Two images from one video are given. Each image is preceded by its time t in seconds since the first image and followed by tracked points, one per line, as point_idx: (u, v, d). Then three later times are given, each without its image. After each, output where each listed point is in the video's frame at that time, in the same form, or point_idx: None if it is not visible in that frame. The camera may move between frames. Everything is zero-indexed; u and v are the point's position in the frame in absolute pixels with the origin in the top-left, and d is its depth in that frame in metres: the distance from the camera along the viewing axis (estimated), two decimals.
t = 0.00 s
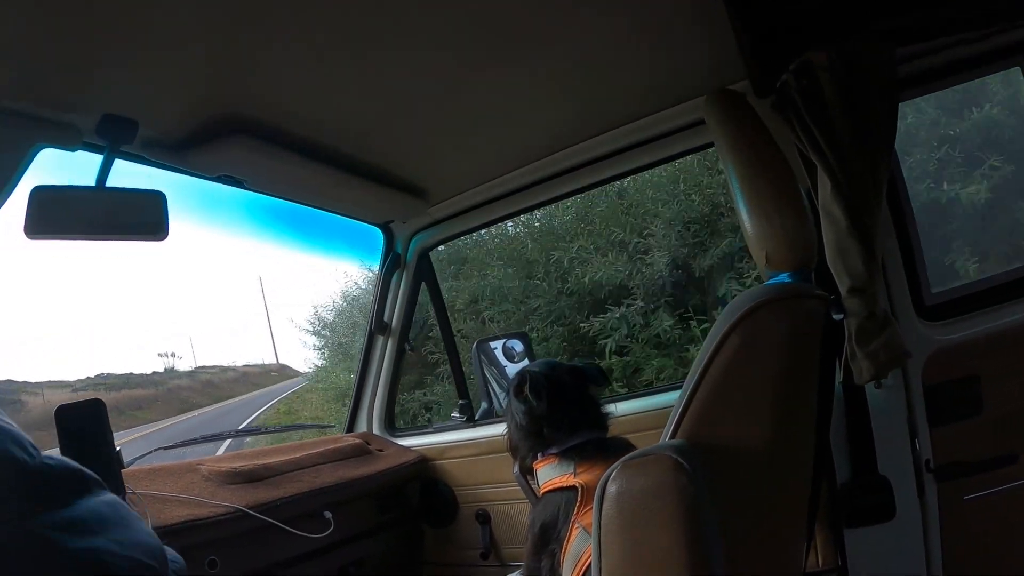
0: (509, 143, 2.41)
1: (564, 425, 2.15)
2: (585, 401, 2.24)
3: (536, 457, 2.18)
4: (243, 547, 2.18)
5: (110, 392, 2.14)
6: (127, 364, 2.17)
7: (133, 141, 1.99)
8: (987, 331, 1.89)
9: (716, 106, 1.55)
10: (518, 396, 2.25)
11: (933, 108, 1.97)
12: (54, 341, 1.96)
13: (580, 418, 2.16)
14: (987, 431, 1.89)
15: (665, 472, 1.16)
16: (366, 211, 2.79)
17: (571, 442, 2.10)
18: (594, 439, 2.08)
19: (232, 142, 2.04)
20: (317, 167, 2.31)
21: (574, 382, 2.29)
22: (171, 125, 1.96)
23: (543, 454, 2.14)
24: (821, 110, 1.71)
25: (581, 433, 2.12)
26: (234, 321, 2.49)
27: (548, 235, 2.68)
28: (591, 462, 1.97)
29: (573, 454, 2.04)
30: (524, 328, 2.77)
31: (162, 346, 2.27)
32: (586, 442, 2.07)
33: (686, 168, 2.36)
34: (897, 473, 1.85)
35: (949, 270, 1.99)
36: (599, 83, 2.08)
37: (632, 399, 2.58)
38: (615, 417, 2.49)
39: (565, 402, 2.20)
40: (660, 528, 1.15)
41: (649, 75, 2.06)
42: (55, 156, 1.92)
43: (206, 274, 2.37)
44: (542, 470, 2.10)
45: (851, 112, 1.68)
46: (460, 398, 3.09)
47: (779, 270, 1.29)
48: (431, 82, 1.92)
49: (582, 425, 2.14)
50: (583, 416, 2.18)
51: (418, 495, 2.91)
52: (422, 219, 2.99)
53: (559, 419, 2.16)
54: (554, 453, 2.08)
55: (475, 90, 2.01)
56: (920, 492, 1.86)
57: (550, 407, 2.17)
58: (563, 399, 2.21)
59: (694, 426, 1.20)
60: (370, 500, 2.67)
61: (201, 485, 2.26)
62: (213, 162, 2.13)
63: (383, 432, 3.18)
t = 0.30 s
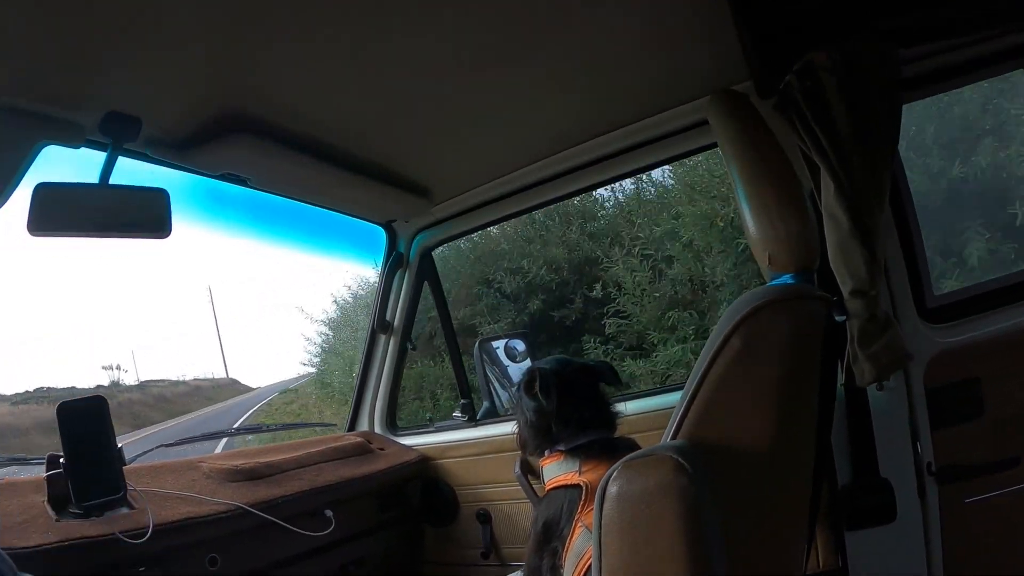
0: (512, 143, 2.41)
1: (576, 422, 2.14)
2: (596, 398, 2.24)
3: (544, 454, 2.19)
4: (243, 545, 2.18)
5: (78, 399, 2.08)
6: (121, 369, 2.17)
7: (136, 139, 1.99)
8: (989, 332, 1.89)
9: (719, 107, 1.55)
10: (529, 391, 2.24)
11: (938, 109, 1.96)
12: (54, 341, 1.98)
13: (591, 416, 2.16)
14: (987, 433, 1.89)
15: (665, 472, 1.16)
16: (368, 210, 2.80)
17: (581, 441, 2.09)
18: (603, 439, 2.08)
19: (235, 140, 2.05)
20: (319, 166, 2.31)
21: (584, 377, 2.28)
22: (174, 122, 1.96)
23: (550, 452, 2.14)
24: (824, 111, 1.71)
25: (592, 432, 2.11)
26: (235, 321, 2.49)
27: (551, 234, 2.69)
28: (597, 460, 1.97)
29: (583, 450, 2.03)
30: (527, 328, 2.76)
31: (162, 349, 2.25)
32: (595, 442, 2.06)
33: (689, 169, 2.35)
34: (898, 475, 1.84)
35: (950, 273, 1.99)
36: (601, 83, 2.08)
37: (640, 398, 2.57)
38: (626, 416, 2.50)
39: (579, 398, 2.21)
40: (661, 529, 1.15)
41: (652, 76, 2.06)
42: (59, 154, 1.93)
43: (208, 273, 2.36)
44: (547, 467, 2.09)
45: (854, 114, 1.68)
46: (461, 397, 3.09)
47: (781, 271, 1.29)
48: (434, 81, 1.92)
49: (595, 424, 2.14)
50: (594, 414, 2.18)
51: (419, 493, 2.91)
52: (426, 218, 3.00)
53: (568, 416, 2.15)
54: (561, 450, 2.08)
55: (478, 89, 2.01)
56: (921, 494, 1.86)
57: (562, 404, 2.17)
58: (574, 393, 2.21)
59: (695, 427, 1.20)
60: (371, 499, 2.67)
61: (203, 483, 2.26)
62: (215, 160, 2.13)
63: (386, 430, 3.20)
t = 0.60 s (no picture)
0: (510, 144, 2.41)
1: (562, 422, 2.14)
2: (583, 398, 2.24)
3: (533, 456, 2.19)
4: (245, 550, 2.17)
5: (51, 412, 2.02)
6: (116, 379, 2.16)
7: (133, 143, 1.99)
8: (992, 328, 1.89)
9: (717, 107, 1.54)
10: (514, 393, 2.30)
11: (933, 107, 1.97)
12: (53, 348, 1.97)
13: (576, 415, 2.16)
14: (988, 431, 1.89)
15: (667, 473, 1.16)
16: (367, 212, 2.79)
17: (566, 442, 2.09)
18: (593, 439, 2.07)
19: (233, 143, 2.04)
20: (317, 168, 2.30)
21: (571, 377, 2.28)
22: (172, 127, 1.96)
23: (538, 452, 2.15)
24: (822, 109, 1.71)
25: (580, 432, 2.11)
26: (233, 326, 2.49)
27: (550, 235, 2.69)
28: (587, 461, 1.97)
29: (572, 452, 2.03)
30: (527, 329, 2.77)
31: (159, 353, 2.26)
32: (582, 443, 2.06)
33: (688, 168, 2.35)
34: (898, 473, 1.84)
35: (950, 270, 1.99)
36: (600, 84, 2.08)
37: (631, 399, 2.59)
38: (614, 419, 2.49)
39: (563, 398, 2.21)
40: (663, 530, 1.15)
41: (650, 76, 2.06)
42: (56, 159, 1.94)
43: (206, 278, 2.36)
44: (536, 469, 2.09)
45: (852, 112, 1.68)
46: (461, 400, 3.08)
47: (780, 271, 1.29)
48: (432, 83, 1.92)
49: (578, 424, 2.14)
50: (579, 413, 2.17)
51: (420, 496, 2.90)
52: (424, 221, 2.99)
53: (556, 415, 2.16)
54: (549, 452, 2.08)
55: (476, 91, 2.01)
56: (921, 492, 1.86)
57: (547, 403, 2.19)
58: (563, 393, 2.22)
59: (695, 427, 1.20)
60: (372, 502, 2.67)
61: (204, 488, 2.26)
62: (213, 164, 2.13)
63: (386, 433, 3.19)
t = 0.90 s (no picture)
0: (516, 141, 2.41)
1: (569, 422, 2.17)
2: (586, 396, 2.25)
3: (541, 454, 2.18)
4: (256, 547, 2.19)
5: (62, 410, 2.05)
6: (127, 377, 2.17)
7: (142, 143, 2.00)
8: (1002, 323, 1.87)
9: (725, 100, 1.53)
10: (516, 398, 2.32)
11: (942, 100, 1.96)
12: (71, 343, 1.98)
13: (581, 415, 2.18)
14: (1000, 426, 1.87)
15: (676, 467, 1.15)
16: (374, 210, 2.80)
17: (575, 440, 2.10)
18: (597, 438, 2.07)
19: (240, 143, 2.05)
20: (325, 167, 2.31)
21: (577, 376, 2.30)
22: (181, 127, 1.97)
23: (548, 451, 2.14)
24: (830, 103, 1.70)
25: (583, 432, 2.13)
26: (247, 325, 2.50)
27: (557, 231, 2.69)
28: (595, 459, 1.97)
29: (581, 450, 2.03)
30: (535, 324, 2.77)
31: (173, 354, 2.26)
32: (588, 443, 2.05)
33: (695, 163, 2.34)
34: (909, 468, 1.84)
35: (959, 264, 1.97)
36: (605, 80, 2.08)
37: (636, 397, 2.61)
38: (621, 416, 2.51)
39: (572, 397, 2.23)
40: (672, 525, 1.15)
41: (654, 72, 2.06)
42: (64, 160, 1.97)
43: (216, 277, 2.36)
44: (545, 469, 2.09)
45: (859, 107, 1.67)
46: (471, 397, 3.08)
47: (789, 265, 1.28)
48: (437, 80, 1.92)
49: (580, 424, 2.16)
50: (584, 413, 2.19)
51: (429, 493, 2.90)
52: (432, 217, 2.99)
53: (562, 415, 2.18)
54: (557, 450, 2.08)
55: (481, 87, 2.01)
56: (932, 487, 1.85)
57: (557, 400, 2.21)
58: (567, 391, 2.24)
59: (705, 421, 1.19)
60: (382, 499, 2.68)
61: (214, 486, 2.27)
62: (220, 163, 2.14)
63: (395, 430, 3.21)
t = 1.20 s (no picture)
0: (520, 135, 2.41)
1: (580, 413, 2.15)
2: (598, 389, 2.24)
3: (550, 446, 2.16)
4: (257, 536, 2.20)
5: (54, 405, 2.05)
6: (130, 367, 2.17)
7: (147, 133, 2.01)
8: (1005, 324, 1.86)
9: (730, 96, 1.53)
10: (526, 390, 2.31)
11: (948, 100, 1.95)
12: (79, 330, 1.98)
13: (595, 408, 2.17)
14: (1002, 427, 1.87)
15: (676, 463, 1.15)
16: (377, 202, 2.80)
17: (585, 431, 2.09)
18: (606, 432, 2.06)
19: (243, 133, 2.05)
20: (328, 158, 2.31)
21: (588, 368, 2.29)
22: (185, 116, 1.97)
23: (555, 442, 2.12)
24: (835, 102, 1.70)
25: (593, 425, 2.11)
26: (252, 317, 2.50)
27: (561, 226, 2.69)
28: (605, 452, 1.96)
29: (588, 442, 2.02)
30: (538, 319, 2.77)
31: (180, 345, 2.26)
32: (599, 436, 2.04)
33: (700, 160, 2.33)
34: (909, 468, 1.84)
35: (963, 264, 1.97)
36: (609, 74, 2.07)
37: (646, 390, 2.59)
38: (630, 410, 2.51)
39: (583, 389, 2.22)
40: (672, 520, 1.15)
41: (659, 67, 2.06)
42: (70, 148, 1.97)
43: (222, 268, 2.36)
44: (552, 458, 2.09)
45: (864, 106, 1.67)
46: (472, 388, 3.09)
47: (792, 263, 1.29)
48: (441, 72, 1.92)
49: (596, 417, 2.14)
50: (597, 406, 2.18)
51: (429, 485, 2.92)
52: (436, 210, 2.99)
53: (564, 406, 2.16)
54: (568, 440, 2.06)
55: (485, 80, 2.01)
56: (931, 487, 1.85)
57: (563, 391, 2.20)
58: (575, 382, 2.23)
59: (706, 416, 1.20)
60: (382, 491, 2.69)
61: (215, 475, 2.28)
62: (224, 153, 2.14)
63: (396, 421, 3.21)
